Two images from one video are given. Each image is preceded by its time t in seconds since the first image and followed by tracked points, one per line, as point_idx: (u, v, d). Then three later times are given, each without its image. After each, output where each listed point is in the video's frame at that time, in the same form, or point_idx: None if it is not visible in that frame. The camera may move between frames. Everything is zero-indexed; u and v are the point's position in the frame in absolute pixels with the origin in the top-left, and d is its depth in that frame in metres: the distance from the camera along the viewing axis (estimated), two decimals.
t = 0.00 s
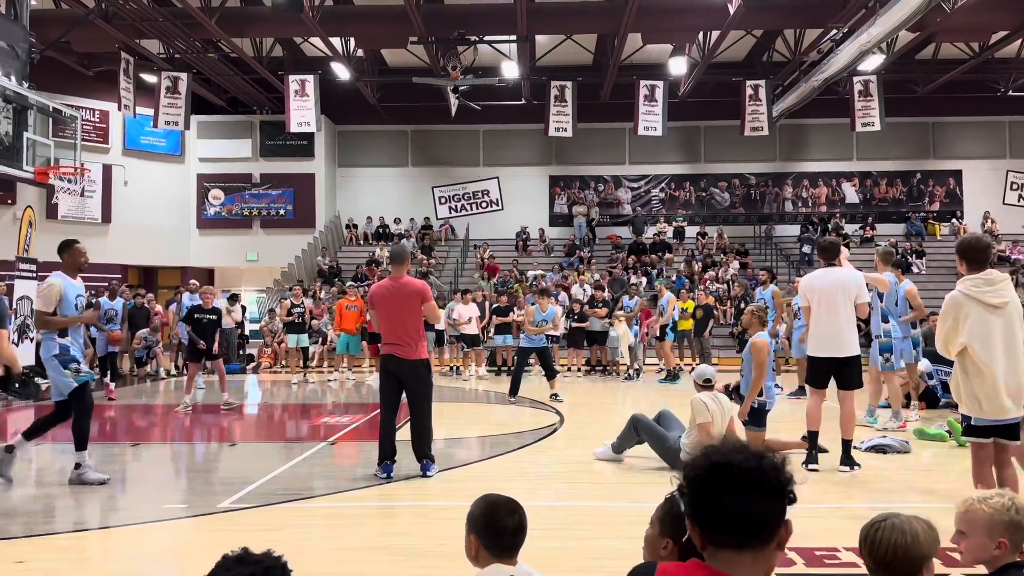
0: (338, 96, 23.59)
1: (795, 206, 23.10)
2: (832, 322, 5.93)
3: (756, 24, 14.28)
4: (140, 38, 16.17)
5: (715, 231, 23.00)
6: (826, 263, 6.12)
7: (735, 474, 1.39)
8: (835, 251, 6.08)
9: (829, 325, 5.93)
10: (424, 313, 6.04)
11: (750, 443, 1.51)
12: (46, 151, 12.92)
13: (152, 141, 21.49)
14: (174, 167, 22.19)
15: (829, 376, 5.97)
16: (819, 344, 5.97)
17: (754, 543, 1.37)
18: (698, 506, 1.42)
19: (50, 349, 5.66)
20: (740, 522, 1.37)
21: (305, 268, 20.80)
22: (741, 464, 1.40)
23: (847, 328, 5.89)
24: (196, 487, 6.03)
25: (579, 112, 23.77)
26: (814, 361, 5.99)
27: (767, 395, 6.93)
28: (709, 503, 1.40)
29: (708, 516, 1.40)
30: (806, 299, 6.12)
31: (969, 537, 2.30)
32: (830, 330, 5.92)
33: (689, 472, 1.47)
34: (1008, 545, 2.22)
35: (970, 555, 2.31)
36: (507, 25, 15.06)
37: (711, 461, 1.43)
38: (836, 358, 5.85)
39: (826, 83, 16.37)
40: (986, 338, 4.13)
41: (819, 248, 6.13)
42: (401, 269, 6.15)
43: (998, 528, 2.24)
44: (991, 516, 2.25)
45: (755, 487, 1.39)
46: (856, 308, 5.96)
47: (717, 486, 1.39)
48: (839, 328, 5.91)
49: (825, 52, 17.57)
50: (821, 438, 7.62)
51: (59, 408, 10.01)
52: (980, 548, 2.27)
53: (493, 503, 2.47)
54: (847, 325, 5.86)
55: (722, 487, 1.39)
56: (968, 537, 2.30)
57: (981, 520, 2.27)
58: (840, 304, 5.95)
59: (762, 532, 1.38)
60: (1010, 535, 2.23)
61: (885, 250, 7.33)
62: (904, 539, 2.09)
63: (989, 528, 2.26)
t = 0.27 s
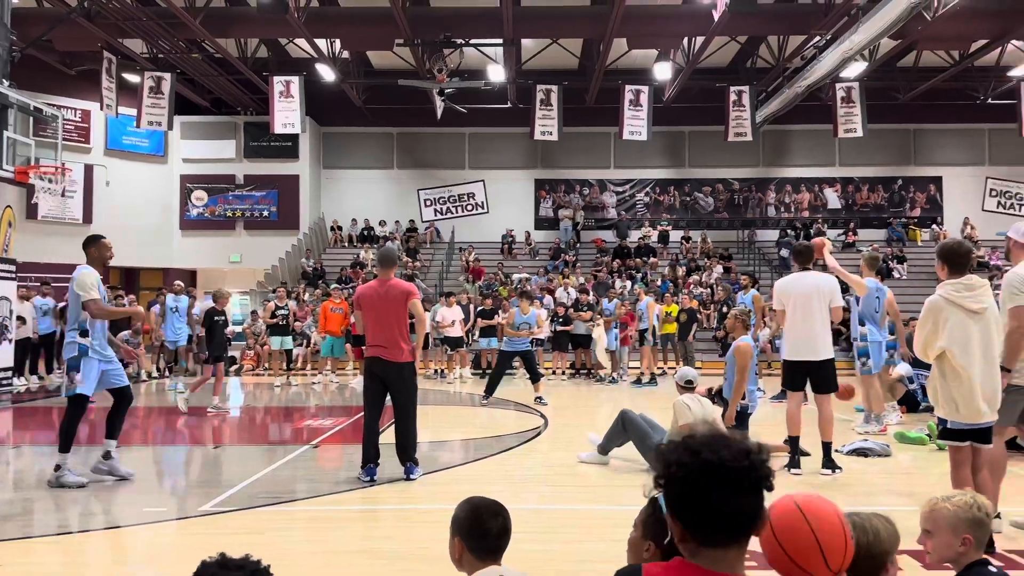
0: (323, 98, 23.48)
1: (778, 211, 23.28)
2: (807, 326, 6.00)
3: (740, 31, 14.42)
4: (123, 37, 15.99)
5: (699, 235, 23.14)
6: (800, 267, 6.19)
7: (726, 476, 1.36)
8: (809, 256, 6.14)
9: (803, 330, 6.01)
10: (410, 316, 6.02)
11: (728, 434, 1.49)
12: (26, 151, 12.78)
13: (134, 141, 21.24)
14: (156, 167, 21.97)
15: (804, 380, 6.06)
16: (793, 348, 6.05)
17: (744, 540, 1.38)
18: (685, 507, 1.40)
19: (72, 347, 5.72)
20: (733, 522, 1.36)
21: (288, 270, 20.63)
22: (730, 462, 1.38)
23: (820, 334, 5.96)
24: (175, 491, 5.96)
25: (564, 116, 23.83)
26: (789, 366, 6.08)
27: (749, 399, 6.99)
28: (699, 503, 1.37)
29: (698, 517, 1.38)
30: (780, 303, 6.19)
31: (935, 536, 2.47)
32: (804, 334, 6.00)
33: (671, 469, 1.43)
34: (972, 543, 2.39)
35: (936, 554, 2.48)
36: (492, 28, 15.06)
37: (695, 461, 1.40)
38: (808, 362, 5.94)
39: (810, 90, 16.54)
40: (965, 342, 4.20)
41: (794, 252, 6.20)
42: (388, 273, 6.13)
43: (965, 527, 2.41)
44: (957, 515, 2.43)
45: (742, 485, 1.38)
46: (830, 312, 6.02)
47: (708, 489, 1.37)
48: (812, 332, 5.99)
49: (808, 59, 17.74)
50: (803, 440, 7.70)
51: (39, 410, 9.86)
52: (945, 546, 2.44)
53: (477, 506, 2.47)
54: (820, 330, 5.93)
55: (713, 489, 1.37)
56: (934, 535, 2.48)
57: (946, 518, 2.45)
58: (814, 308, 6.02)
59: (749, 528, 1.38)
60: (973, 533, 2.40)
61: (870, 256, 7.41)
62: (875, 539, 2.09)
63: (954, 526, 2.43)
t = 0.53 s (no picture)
0: (309, 98, 23.36)
1: (763, 214, 23.42)
2: (784, 329, 6.04)
3: (726, 35, 14.50)
4: (106, 36, 15.83)
5: (684, 238, 23.24)
6: (778, 270, 6.23)
7: (696, 478, 1.32)
8: (787, 259, 6.18)
9: (781, 333, 6.05)
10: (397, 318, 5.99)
11: (682, 431, 1.45)
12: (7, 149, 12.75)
13: (118, 141, 21.04)
14: (140, 167, 21.78)
15: (783, 383, 6.10)
16: (771, 351, 6.09)
17: (710, 542, 1.36)
18: (655, 512, 1.34)
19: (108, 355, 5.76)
20: (702, 524, 1.33)
21: (273, 271, 20.49)
22: (696, 463, 1.34)
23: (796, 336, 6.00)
24: (157, 493, 5.90)
25: (551, 118, 23.87)
26: (767, 369, 6.12)
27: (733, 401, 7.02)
28: (670, 508, 1.32)
29: (668, 521, 1.34)
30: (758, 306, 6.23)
31: (898, 536, 2.60)
32: (781, 337, 6.04)
33: (636, 472, 1.37)
34: (934, 542, 2.53)
35: (899, 554, 2.60)
36: (479, 29, 15.05)
37: (661, 464, 1.34)
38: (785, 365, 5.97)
39: (795, 94, 16.65)
40: (948, 346, 4.23)
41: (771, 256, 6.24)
42: (376, 275, 6.10)
43: (926, 527, 2.55)
44: (919, 516, 2.56)
45: (707, 486, 1.34)
46: (807, 316, 6.08)
47: (678, 492, 1.32)
48: (788, 334, 6.03)
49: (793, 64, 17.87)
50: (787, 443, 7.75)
51: (21, 412, 9.74)
52: (908, 547, 2.57)
53: (462, 508, 2.45)
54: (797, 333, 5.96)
55: (683, 493, 1.33)
56: (897, 537, 2.60)
57: (907, 520, 2.58)
58: (792, 311, 6.06)
59: (713, 528, 1.36)
60: (933, 532, 2.55)
61: (854, 259, 7.46)
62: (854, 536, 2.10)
63: (915, 526, 2.57)
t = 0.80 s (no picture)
0: (297, 99, 23.29)
1: (751, 216, 23.55)
2: (768, 331, 6.07)
3: (714, 37, 14.56)
4: (93, 35, 15.71)
5: (673, 240, 23.30)
6: (763, 272, 6.27)
7: (660, 484, 1.34)
8: (770, 261, 6.21)
9: (765, 335, 6.07)
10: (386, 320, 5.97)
11: (634, 435, 1.47)
12: None
13: (104, 141, 20.89)
14: (127, 168, 21.66)
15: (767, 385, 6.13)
16: (755, 352, 6.11)
17: (668, 549, 1.37)
18: (619, 520, 1.34)
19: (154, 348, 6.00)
20: (664, 530, 1.35)
21: (260, 272, 20.38)
22: (657, 469, 1.35)
23: (780, 337, 6.04)
24: (142, 496, 5.84)
25: (541, 119, 23.89)
26: (752, 370, 6.15)
27: (721, 402, 7.05)
28: (635, 516, 1.33)
29: (630, 529, 1.34)
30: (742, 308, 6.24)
31: (874, 524, 2.61)
32: (765, 339, 6.07)
33: (596, 480, 1.35)
34: (909, 531, 2.54)
35: (874, 542, 2.62)
36: (468, 30, 15.03)
37: (623, 472, 1.34)
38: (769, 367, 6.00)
39: (783, 96, 16.72)
40: (934, 348, 4.25)
41: (756, 258, 6.28)
42: (365, 276, 6.08)
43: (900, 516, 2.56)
44: (895, 506, 2.58)
45: (667, 492, 1.36)
46: (789, 317, 6.13)
47: (643, 499, 1.33)
48: (771, 336, 6.06)
49: (781, 66, 17.95)
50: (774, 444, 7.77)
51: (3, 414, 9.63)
52: (882, 535, 2.59)
53: (449, 509, 2.43)
54: (781, 334, 6.00)
55: (648, 499, 1.34)
56: (872, 525, 2.63)
57: (883, 507, 2.61)
58: (776, 312, 6.09)
59: (671, 535, 1.38)
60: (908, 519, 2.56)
61: (838, 262, 7.54)
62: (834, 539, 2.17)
63: (891, 515, 2.59)
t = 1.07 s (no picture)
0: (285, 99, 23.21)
1: (739, 217, 23.66)
2: (754, 330, 6.10)
3: (703, 38, 14.61)
4: (79, 34, 15.61)
5: (662, 240, 23.38)
6: (751, 273, 6.29)
7: (622, 485, 1.35)
8: (757, 261, 6.24)
9: (752, 335, 6.11)
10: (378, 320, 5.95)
11: (589, 439, 1.48)
12: None
13: (92, 140, 20.76)
14: (114, 167, 21.52)
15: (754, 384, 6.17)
16: (742, 352, 6.14)
17: (632, 551, 1.38)
18: (585, 525, 1.33)
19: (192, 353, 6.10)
20: (627, 532, 1.35)
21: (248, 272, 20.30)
22: (617, 471, 1.37)
23: (767, 339, 6.07)
24: (130, 498, 5.81)
25: (530, 119, 23.91)
26: (738, 370, 6.18)
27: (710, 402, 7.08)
28: (601, 519, 1.33)
29: (595, 532, 1.34)
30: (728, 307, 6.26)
31: (873, 527, 2.60)
32: (752, 339, 6.10)
33: (560, 486, 1.35)
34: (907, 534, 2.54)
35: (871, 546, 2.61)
36: (457, 31, 15.03)
37: (584, 475, 1.35)
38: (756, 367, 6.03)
39: (771, 97, 16.80)
40: (923, 346, 4.28)
41: (743, 259, 6.30)
42: (357, 276, 6.05)
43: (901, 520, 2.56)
44: (894, 509, 2.57)
45: (628, 494, 1.38)
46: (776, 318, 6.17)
47: (605, 502, 1.34)
48: (757, 335, 6.10)
49: (769, 67, 18.03)
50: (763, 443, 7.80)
51: None
52: (884, 538, 2.58)
53: (440, 510, 2.41)
54: (767, 336, 6.04)
55: (611, 501, 1.35)
56: (873, 529, 2.61)
57: (886, 512, 2.59)
58: (764, 312, 6.12)
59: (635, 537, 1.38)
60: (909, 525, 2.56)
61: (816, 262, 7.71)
62: (835, 541, 2.17)
63: (893, 520, 2.59)
